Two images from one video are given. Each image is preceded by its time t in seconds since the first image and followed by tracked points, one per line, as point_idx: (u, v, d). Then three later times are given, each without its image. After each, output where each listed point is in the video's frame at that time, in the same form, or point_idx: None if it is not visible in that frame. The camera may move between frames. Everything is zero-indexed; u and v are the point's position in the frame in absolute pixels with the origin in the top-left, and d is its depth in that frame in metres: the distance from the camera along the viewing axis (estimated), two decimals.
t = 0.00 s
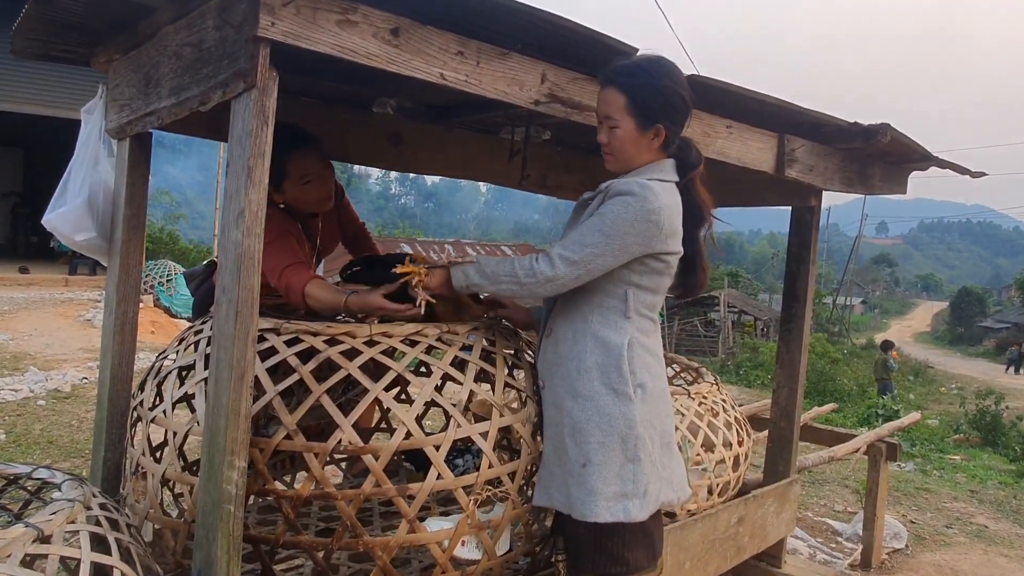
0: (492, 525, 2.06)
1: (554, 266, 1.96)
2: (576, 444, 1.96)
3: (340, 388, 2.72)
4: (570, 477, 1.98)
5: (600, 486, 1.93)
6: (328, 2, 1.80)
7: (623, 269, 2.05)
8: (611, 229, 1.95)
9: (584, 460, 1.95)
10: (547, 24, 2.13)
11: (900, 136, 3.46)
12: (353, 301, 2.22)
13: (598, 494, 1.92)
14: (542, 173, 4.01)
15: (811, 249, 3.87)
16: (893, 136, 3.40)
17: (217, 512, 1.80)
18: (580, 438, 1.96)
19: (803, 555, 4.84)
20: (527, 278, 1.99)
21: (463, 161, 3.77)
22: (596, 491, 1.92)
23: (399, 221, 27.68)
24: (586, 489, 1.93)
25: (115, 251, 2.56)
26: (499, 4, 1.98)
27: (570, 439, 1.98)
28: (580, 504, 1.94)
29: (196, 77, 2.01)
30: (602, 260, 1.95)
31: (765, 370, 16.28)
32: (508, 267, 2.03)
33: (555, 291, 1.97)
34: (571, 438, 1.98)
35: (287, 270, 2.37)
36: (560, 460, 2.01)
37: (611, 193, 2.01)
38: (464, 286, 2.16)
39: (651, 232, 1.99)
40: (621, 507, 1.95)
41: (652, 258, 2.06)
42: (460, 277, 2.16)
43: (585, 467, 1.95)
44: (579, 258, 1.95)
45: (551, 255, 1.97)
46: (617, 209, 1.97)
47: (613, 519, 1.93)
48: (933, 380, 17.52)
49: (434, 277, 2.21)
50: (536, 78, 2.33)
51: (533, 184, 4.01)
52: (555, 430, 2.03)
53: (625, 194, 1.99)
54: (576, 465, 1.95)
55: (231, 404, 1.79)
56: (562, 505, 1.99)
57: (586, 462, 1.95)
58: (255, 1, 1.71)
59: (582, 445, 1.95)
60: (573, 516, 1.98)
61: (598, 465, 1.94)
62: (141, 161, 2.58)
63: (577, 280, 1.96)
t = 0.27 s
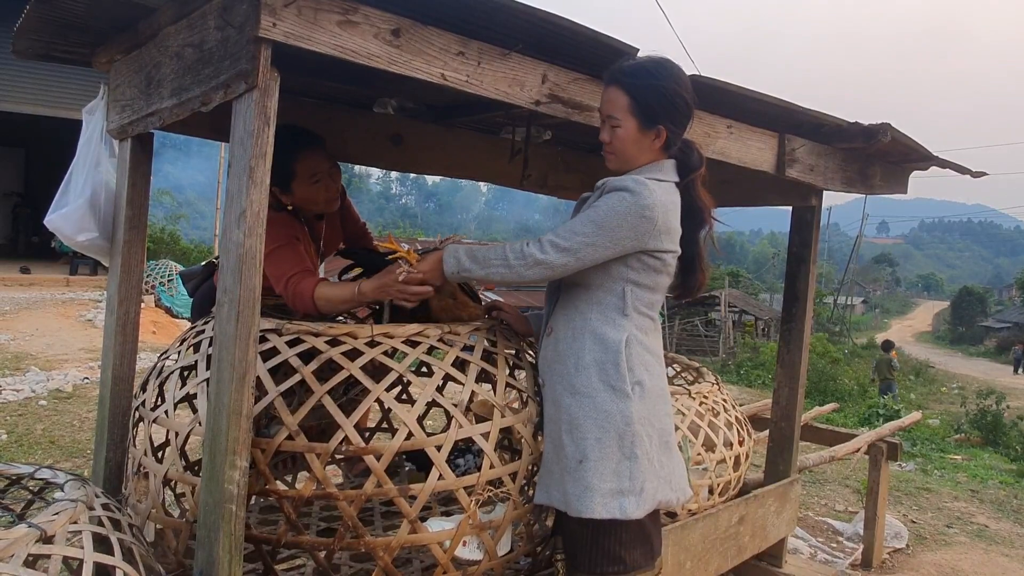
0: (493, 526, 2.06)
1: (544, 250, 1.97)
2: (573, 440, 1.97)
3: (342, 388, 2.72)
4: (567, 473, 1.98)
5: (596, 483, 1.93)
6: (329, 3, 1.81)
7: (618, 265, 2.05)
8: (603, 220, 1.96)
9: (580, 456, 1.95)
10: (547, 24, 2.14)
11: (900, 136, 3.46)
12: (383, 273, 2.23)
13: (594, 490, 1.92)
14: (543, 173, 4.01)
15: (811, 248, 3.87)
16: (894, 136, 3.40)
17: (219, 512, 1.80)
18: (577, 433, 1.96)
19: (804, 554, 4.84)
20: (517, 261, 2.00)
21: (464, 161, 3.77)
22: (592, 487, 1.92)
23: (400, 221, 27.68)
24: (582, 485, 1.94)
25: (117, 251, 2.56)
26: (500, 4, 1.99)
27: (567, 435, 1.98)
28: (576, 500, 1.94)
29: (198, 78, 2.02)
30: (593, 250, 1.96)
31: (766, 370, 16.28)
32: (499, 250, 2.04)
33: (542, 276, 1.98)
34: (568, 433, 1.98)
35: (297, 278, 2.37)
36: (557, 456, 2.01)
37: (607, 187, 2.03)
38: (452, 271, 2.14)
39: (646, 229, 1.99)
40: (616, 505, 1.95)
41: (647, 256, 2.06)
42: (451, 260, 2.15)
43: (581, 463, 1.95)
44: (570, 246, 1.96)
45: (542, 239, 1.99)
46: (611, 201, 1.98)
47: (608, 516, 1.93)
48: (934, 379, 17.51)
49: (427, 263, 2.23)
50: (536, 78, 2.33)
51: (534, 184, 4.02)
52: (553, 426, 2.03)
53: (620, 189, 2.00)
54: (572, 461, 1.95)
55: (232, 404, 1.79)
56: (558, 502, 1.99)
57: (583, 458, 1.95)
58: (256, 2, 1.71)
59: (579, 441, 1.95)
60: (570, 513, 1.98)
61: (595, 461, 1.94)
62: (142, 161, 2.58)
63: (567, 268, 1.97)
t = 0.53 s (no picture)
0: (494, 525, 2.07)
1: (550, 254, 1.97)
2: (573, 439, 1.97)
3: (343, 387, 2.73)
4: (566, 471, 1.98)
5: (595, 481, 1.93)
6: (331, 2, 1.81)
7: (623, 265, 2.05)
8: (607, 220, 1.96)
9: (580, 455, 1.96)
10: (549, 23, 2.14)
11: (902, 135, 3.46)
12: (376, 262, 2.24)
13: (592, 489, 1.93)
14: (544, 173, 4.01)
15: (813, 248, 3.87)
16: (895, 135, 3.40)
17: (221, 511, 1.80)
18: (578, 433, 1.96)
19: (805, 553, 4.85)
20: (523, 266, 2.01)
21: (465, 161, 3.77)
22: (591, 486, 1.93)
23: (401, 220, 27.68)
24: (581, 484, 1.94)
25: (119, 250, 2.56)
26: (501, 3, 1.99)
27: (568, 434, 1.99)
28: (575, 500, 1.94)
29: (199, 77, 2.02)
30: (598, 252, 1.96)
31: (766, 369, 16.28)
32: (505, 254, 2.04)
33: (548, 278, 1.98)
34: (569, 433, 1.98)
35: (298, 273, 2.36)
36: (557, 455, 2.02)
37: (611, 187, 2.03)
38: (460, 278, 2.13)
39: (649, 229, 1.99)
40: (616, 504, 1.95)
41: (650, 255, 2.06)
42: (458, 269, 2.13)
43: (581, 461, 1.95)
44: (576, 249, 1.96)
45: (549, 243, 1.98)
46: (615, 200, 1.98)
47: (607, 515, 1.93)
48: (935, 379, 17.50)
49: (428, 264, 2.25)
50: (538, 77, 2.33)
51: (535, 183, 4.01)
52: (554, 425, 2.04)
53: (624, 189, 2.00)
54: (573, 460, 1.96)
55: (234, 403, 1.80)
56: (558, 500, 2.00)
57: (582, 457, 1.95)
58: (258, 1, 1.72)
59: (579, 440, 1.96)
60: (568, 512, 1.98)
61: (595, 460, 1.94)
62: (144, 160, 2.59)
63: (573, 270, 1.97)
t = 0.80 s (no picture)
0: (494, 525, 2.07)
1: (550, 256, 1.98)
2: (573, 439, 1.97)
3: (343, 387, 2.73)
4: (566, 471, 1.99)
5: (595, 481, 1.94)
6: (330, 3, 1.81)
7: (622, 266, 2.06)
8: (606, 221, 1.97)
9: (580, 455, 1.96)
10: (548, 24, 2.14)
11: (901, 135, 3.46)
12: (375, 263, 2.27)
13: (592, 489, 1.93)
14: (544, 173, 4.01)
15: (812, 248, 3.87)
16: (895, 135, 3.41)
17: (221, 511, 1.81)
18: (578, 433, 1.97)
19: (804, 553, 4.85)
20: (523, 268, 2.01)
21: (465, 161, 3.78)
22: (591, 485, 1.93)
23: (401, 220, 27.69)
24: (581, 483, 1.94)
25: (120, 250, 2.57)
26: (501, 4, 1.99)
27: (567, 434, 1.99)
28: (575, 499, 1.95)
29: (200, 78, 2.02)
30: (598, 253, 1.96)
31: (767, 369, 16.29)
32: (506, 258, 2.05)
33: (549, 281, 1.99)
34: (569, 433, 1.99)
35: (300, 267, 2.38)
36: (558, 455, 2.02)
37: (609, 188, 2.04)
38: (460, 283, 2.15)
39: (648, 229, 2.00)
40: (616, 503, 1.95)
41: (649, 255, 2.06)
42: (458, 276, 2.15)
43: (581, 461, 1.96)
44: (576, 250, 1.96)
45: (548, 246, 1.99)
46: (613, 201, 1.99)
47: (607, 515, 1.94)
48: (936, 379, 17.50)
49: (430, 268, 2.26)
50: (538, 78, 2.34)
51: (535, 183, 4.02)
52: (554, 424, 2.04)
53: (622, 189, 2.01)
54: (573, 460, 1.96)
55: (234, 403, 1.80)
56: (558, 500, 2.00)
57: (582, 457, 1.95)
58: (258, 2, 1.72)
59: (579, 440, 1.96)
60: (568, 511, 1.99)
61: (594, 460, 1.94)
62: (144, 161, 2.59)
63: (574, 272, 1.98)
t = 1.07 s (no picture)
0: (493, 525, 2.08)
1: (541, 257, 1.98)
2: (568, 437, 1.97)
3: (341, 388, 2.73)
4: (562, 470, 1.99)
5: (590, 480, 1.94)
6: (329, 4, 1.81)
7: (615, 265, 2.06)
8: (595, 220, 1.97)
9: (575, 453, 1.96)
10: (546, 25, 2.14)
11: (900, 136, 3.47)
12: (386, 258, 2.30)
13: (587, 487, 1.93)
14: (543, 174, 4.01)
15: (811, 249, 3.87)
16: (894, 136, 3.41)
17: (220, 511, 1.81)
18: (572, 432, 1.97)
19: (804, 554, 4.85)
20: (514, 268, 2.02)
21: (464, 161, 3.78)
22: (586, 484, 1.93)
23: (401, 221, 27.69)
24: (577, 482, 1.95)
25: (119, 251, 2.57)
26: (499, 5, 1.99)
27: (563, 433, 1.99)
28: (571, 498, 1.95)
29: (198, 79, 2.02)
30: (589, 252, 1.97)
31: (766, 370, 16.29)
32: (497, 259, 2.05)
33: (541, 282, 1.99)
34: (564, 432, 1.99)
35: (297, 279, 2.37)
36: (553, 454, 2.02)
37: (600, 188, 2.04)
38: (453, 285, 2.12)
39: (640, 228, 2.00)
40: (611, 502, 1.95)
41: (642, 254, 2.06)
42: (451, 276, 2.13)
43: (576, 460, 1.96)
44: (566, 250, 1.97)
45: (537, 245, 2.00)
46: (603, 201, 2.00)
47: (602, 513, 1.94)
48: (936, 379, 17.50)
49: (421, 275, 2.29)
50: (536, 79, 2.34)
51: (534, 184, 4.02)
52: (549, 424, 2.04)
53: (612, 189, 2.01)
54: (568, 460, 1.96)
55: (233, 404, 1.80)
56: (553, 499, 2.00)
57: (577, 456, 1.96)
58: (256, 3, 1.72)
59: (575, 439, 1.96)
60: (563, 510, 1.99)
61: (589, 459, 1.94)
62: (143, 161, 2.59)
63: (565, 272, 1.98)
